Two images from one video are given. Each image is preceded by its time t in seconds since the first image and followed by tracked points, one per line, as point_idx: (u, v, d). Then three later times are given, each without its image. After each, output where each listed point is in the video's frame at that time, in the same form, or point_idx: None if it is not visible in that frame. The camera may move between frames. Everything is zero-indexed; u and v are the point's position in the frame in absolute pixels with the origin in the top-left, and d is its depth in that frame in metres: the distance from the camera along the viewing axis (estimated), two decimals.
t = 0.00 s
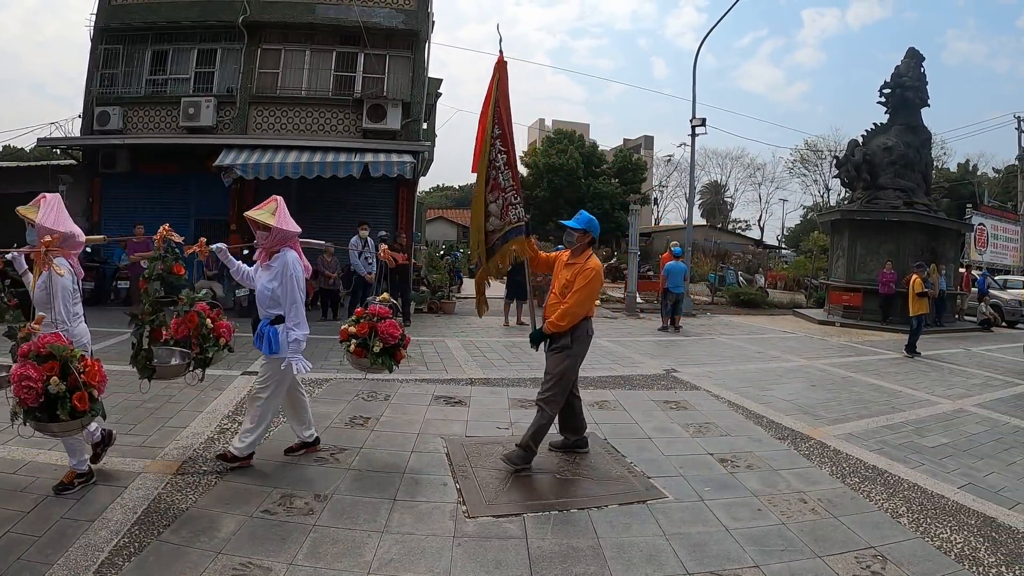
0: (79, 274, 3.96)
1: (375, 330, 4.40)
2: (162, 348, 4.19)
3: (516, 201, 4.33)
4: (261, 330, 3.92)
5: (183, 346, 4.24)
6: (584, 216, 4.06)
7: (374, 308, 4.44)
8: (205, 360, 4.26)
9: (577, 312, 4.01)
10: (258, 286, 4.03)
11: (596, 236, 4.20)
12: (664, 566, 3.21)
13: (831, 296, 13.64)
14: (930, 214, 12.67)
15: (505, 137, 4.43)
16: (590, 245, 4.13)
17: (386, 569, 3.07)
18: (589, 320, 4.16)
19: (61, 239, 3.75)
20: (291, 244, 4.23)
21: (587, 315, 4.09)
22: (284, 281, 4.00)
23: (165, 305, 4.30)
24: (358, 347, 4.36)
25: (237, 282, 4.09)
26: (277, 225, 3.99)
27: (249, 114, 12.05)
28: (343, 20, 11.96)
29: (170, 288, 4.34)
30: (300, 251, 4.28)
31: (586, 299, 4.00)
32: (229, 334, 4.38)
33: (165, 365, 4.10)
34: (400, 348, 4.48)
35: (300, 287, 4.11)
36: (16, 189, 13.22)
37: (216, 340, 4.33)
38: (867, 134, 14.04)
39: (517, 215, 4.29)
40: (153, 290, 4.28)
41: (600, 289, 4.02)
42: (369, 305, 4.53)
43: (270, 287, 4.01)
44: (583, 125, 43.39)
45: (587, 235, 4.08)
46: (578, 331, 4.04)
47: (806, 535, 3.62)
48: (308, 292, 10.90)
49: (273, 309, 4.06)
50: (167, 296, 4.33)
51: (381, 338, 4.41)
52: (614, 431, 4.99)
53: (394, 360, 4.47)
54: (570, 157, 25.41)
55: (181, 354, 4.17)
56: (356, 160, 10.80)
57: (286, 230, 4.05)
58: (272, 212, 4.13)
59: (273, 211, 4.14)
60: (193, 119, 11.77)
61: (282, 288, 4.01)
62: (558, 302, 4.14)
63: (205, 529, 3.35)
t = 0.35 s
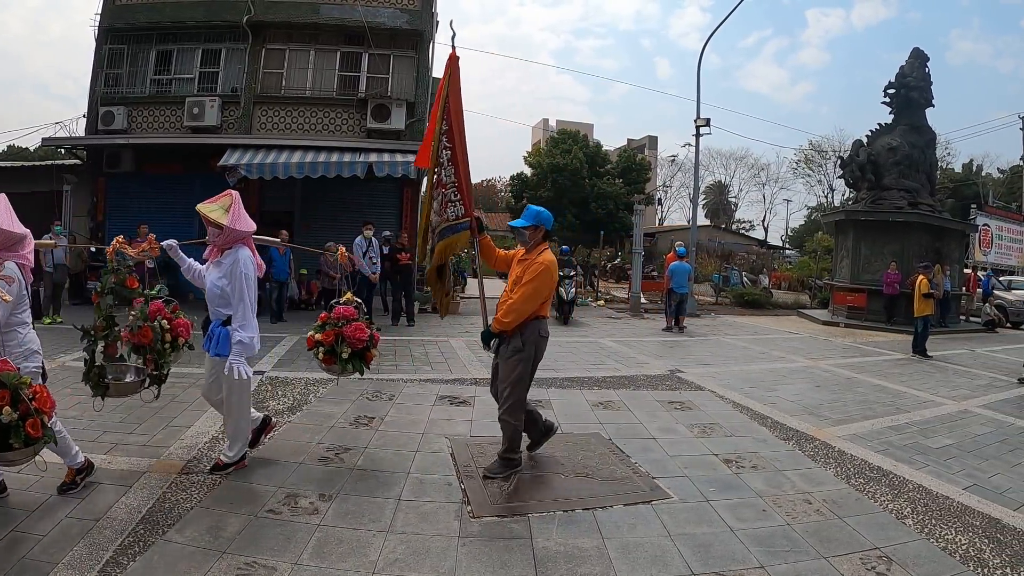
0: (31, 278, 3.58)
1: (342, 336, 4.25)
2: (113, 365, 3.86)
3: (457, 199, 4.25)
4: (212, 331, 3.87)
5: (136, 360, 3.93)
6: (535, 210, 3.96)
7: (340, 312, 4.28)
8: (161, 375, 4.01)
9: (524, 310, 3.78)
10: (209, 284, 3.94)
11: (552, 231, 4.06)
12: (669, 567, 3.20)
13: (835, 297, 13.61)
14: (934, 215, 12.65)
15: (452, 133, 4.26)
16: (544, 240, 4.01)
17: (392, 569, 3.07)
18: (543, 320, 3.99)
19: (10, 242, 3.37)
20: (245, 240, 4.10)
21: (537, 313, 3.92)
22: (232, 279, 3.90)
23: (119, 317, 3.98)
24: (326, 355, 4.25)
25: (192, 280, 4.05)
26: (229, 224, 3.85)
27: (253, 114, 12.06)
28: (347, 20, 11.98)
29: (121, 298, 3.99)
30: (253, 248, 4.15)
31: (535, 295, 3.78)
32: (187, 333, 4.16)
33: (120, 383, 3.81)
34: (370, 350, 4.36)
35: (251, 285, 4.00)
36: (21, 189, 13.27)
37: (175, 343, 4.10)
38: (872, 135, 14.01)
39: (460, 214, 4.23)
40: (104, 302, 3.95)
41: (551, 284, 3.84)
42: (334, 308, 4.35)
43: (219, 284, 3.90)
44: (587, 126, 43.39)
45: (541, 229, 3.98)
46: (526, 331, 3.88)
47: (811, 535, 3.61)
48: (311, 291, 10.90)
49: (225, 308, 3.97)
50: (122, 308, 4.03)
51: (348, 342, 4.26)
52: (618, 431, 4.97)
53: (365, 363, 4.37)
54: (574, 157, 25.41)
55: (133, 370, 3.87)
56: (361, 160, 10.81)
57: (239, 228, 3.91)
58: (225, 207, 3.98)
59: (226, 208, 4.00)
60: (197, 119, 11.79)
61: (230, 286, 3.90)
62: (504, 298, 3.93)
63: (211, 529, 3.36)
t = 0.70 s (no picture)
0: None
1: (307, 340, 4.05)
2: (70, 364, 3.53)
3: (411, 201, 4.20)
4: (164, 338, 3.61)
5: (94, 360, 3.62)
6: (473, 213, 3.96)
7: (304, 316, 4.12)
8: (121, 370, 3.74)
9: (467, 315, 3.74)
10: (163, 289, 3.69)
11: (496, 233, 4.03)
12: (677, 567, 3.19)
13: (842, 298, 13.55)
14: (942, 215, 12.58)
15: (409, 136, 4.23)
16: (488, 243, 3.98)
17: (399, 569, 3.07)
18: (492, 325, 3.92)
19: None
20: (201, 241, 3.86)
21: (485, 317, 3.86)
22: (188, 282, 3.65)
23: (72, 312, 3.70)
24: (292, 361, 3.99)
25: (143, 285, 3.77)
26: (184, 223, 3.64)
27: (259, 114, 12.09)
28: (353, 20, 12.00)
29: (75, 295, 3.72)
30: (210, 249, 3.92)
31: (476, 298, 3.75)
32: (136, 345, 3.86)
33: (80, 379, 3.52)
34: (337, 356, 4.16)
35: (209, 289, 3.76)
36: (29, 188, 13.34)
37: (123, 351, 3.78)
38: (878, 135, 13.95)
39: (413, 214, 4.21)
40: (60, 300, 3.64)
41: (494, 287, 3.79)
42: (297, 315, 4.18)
43: (174, 288, 3.67)
44: (593, 126, 43.39)
45: (483, 232, 3.97)
46: (472, 337, 3.82)
47: (819, 537, 3.59)
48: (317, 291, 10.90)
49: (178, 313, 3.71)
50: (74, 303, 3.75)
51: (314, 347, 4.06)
52: (625, 432, 4.94)
53: (332, 370, 4.14)
54: (580, 157, 25.40)
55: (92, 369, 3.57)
56: (368, 160, 10.83)
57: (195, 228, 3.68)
58: (177, 208, 3.75)
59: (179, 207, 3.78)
60: (204, 119, 11.81)
61: (186, 289, 3.65)
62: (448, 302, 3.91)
63: (217, 529, 3.36)
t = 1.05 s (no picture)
0: None
1: (262, 344, 3.77)
2: (24, 379, 3.23)
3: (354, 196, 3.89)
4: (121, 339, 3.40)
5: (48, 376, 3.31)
6: (409, 205, 3.83)
7: (259, 319, 3.85)
8: (78, 387, 3.45)
9: (401, 311, 3.65)
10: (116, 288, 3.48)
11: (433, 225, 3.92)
12: (691, 570, 3.17)
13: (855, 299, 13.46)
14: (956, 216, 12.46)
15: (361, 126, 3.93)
16: (425, 235, 3.89)
17: (412, 570, 3.06)
18: (430, 318, 3.84)
19: None
20: (155, 235, 3.67)
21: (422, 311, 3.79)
22: (147, 279, 3.47)
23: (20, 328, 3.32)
24: (243, 366, 3.73)
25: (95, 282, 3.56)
26: (139, 214, 3.45)
27: (272, 115, 12.14)
28: (365, 22, 12.03)
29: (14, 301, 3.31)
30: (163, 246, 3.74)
31: (411, 294, 3.65)
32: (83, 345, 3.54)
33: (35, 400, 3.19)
34: (291, 366, 3.89)
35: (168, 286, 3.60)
36: (44, 190, 13.47)
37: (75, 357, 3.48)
38: (892, 135, 13.84)
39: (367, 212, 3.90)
40: (6, 313, 3.26)
41: (430, 280, 3.70)
42: (254, 317, 3.93)
43: (130, 286, 3.48)
44: (605, 127, 43.42)
45: (419, 223, 3.87)
46: (408, 331, 3.74)
47: (833, 539, 3.56)
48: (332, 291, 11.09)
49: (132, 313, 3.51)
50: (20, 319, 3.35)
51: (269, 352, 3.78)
52: (639, 433, 4.89)
53: (286, 379, 3.86)
54: (592, 158, 25.40)
55: (49, 385, 3.27)
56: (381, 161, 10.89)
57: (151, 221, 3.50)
58: (130, 201, 3.54)
59: (131, 200, 3.55)
60: (217, 121, 11.89)
61: (145, 287, 3.48)
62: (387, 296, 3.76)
63: (230, 529, 3.37)
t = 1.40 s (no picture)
0: None
1: (223, 363, 3.67)
2: None
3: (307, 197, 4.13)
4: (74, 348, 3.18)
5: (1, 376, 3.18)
6: (352, 210, 3.87)
7: (223, 335, 3.75)
8: (31, 391, 3.34)
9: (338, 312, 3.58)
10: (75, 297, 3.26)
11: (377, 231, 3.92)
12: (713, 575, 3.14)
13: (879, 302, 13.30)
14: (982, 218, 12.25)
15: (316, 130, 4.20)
16: (367, 240, 3.88)
17: (433, 572, 3.06)
18: (370, 325, 3.75)
19: None
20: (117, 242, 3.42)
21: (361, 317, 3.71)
22: (106, 291, 3.25)
23: None
24: (202, 384, 3.65)
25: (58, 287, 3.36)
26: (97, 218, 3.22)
27: (295, 119, 12.29)
28: (386, 24, 12.09)
29: None
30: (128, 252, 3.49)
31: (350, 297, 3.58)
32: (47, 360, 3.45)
33: None
34: (254, 383, 3.79)
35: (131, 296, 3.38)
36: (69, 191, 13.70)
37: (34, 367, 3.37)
38: (916, 135, 13.65)
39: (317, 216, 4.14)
40: None
41: (369, 283, 3.65)
42: (217, 330, 3.82)
43: (89, 296, 3.26)
44: (626, 129, 43.38)
45: (361, 229, 3.87)
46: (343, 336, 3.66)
47: (856, 546, 3.50)
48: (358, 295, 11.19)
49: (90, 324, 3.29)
50: None
51: (230, 371, 3.69)
52: (662, 437, 4.84)
53: (247, 397, 3.78)
54: (614, 160, 25.37)
55: (1, 385, 3.16)
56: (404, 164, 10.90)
57: (111, 228, 3.27)
58: (92, 203, 3.33)
59: (93, 202, 3.33)
60: (240, 124, 12.01)
61: (105, 299, 3.26)
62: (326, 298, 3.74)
63: (252, 529, 3.38)
